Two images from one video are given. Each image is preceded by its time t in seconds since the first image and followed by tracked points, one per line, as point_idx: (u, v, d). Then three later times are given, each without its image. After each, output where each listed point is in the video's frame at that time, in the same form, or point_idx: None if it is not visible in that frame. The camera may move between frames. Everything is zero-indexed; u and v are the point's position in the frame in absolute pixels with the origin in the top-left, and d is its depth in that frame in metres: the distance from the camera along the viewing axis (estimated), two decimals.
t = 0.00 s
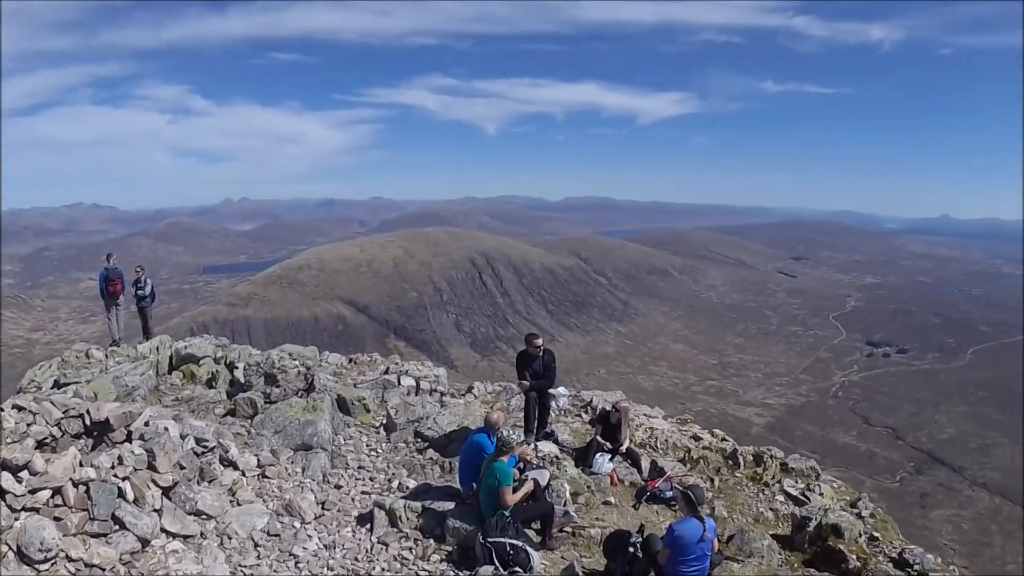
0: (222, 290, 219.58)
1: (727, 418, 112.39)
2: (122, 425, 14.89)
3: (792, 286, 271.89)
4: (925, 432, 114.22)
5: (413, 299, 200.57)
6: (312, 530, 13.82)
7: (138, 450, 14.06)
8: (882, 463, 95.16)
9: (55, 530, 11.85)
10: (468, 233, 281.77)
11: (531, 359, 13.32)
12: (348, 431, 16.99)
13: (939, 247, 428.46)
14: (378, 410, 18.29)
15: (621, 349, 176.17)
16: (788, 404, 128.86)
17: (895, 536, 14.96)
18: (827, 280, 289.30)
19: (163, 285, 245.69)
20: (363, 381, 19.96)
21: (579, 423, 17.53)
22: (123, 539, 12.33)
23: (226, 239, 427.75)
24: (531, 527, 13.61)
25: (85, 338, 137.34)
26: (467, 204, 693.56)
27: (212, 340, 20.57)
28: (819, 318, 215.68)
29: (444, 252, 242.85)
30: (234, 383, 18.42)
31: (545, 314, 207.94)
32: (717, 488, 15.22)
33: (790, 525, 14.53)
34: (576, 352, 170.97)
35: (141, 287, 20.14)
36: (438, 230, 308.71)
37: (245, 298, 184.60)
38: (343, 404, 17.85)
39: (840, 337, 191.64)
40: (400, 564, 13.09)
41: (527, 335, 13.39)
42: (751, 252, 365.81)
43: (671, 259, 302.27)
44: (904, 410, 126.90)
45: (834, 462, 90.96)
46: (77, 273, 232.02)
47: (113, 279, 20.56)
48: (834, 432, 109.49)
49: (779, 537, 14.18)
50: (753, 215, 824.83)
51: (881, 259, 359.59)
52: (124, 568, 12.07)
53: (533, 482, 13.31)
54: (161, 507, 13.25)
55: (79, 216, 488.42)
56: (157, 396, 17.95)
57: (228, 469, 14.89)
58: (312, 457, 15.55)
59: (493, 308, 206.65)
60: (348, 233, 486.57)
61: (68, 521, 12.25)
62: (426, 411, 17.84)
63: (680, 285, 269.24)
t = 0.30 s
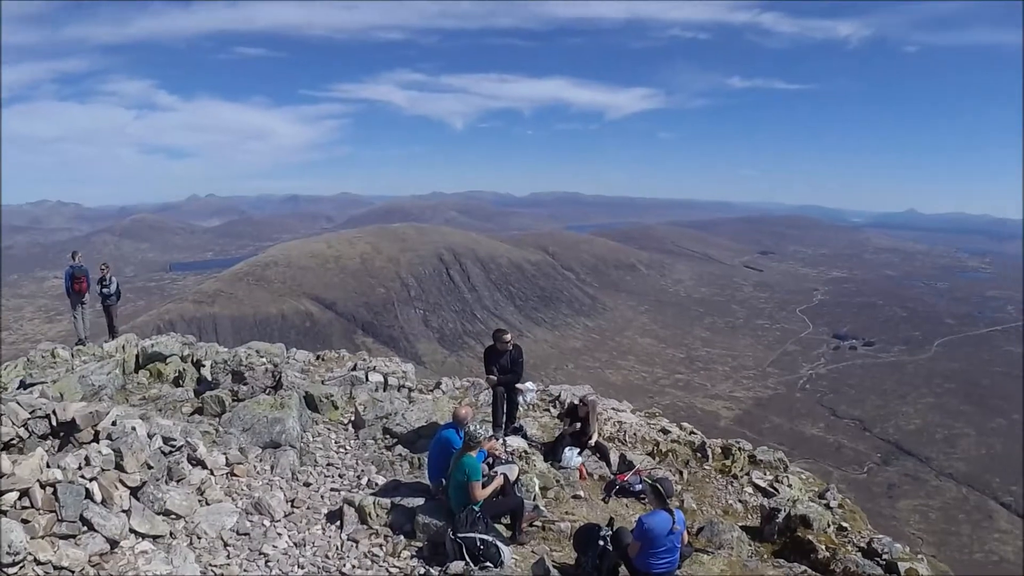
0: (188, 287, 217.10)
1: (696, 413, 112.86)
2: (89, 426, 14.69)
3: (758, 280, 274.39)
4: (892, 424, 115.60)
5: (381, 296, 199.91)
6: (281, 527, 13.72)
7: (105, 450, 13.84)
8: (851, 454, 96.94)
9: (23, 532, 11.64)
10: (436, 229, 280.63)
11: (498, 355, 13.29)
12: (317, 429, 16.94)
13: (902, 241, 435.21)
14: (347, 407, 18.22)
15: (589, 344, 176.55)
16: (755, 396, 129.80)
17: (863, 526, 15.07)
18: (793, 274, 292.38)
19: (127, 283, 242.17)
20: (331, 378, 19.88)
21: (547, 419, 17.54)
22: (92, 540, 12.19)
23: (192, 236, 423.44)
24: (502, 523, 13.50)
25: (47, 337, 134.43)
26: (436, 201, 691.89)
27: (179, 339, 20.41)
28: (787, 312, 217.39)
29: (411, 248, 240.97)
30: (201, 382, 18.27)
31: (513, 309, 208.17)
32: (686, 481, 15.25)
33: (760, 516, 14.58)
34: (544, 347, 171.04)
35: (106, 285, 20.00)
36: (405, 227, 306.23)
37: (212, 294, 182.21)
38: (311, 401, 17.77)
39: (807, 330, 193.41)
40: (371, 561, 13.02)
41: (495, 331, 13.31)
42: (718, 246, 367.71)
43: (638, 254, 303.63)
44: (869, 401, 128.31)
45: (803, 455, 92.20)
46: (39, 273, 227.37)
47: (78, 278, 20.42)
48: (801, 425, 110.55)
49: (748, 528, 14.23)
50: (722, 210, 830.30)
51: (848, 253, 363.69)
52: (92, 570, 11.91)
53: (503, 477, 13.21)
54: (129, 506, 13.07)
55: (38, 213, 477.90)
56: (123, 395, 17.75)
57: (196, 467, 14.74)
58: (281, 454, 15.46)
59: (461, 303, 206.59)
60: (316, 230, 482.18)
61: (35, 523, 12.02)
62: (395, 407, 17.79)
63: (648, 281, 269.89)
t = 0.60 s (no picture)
0: (154, 284, 214.43)
1: (664, 406, 113.51)
2: (55, 425, 14.43)
3: (724, 273, 276.96)
4: (859, 414, 116.95)
5: (348, 292, 198.79)
6: (250, 525, 13.59)
7: (70, 450, 13.59)
8: (819, 444, 98.05)
9: None
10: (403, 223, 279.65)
11: (466, 349, 13.26)
12: (284, 425, 16.83)
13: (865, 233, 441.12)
14: (314, 403, 18.13)
15: (556, 337, 177.11)
16: (722, 387, 130.88)
17: (831, 516, 15.22)
18: (759, 267, 295.39)
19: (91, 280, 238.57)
20: (298, 373, 19.73)
21: (515, 412, 17.53)
22: (61, 542, 11.95)
23: (156, 233, 418.22)
24: (471, 516, 13.44)
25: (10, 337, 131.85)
26: (406, 195, 690.36)
27: (145, 336, 20.21)
28: (753, 304, 219.55)
29: (378, 243, 239.33)
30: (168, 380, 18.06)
31: (479, 304, 208.51)
32: (654, 472, 15.29)
33: (728, 507, 14.68)
34: (511, 341, 171.33)
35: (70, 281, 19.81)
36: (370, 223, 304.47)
37: (177, 292, 180.00)
38: (278, 398, 17.61)
39: (773, 322, 195.43)
40: (341, 557, 12.95)
41: (464, 325, 13.20)
42: (684, 240, 369.53)
43: (605, 248, 304.98)
44: (835, 391, 129.93)
45: (771, 446, 93.24)
46: None
47: (42, 276, 20.16)
48: (768, 416, 111.68)
49: (716, 519, 14.30)
50: (692, 204, 837.87)
51: (813, 245, 367.46)
52: (60, 572, 11.67)
53: (471, 471, 13.10)
54: (97, 507, 12.86)
55: None
56: (90, 394, 17.50)
57: (163, 467, 14.57)
58: (248, 451, 15.35)
59: (427, 297, 206.71)
60: (281, 225, 478.70)
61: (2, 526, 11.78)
62: (362, 403, 17.70)
63: (615, 274, 270.60)
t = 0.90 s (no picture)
0: (117, 281, 210.33)
1: (631, 396, 113.41)
2: (19, 425, 14.08)
3: (689, 265, 278.15)
4: (825, 403, 118.03)
5: (313, 287, 196.59)
6: (220, 523, 13.44)
7: (37, 450, 13.41)
8: (785, 433, 98.72)
9: None
10: (368, 217, 276.98)
11: (433, 343, 13.15)
12: (251, 422, 16.72)
13: (827, 225, 445.27)
14: (281, 399, 18.01)
15: (523, 330, 176.51)
16: (689, 378, 131.21)
17: (798, 504, 15.39)
18: (724, 258, 296.93)
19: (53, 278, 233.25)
20: (264, 370, 19.58)
21: (483, 405, 17.52)
22: (27, 544, 11.62)
23: (120, 229, 410.73)
24: (441, 510, 13.36)
25: None
26: (374, 189, 685.02)
27: (110, 334, 20.05)
28: (718, 294, 220.75)
29: (342, 238, 236.85)
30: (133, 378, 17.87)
31: (446, 297, 207.41)
32: (622, 463, 15.37)
33: (697, 496, 14.81)
34: (478, 334, 170.49)
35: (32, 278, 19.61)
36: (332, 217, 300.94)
37: (141, 288, 175.67)
38: (245, 394, 17.48)
39: (739, 313, 196.44)
40: (311, 552, 12.90)
41: (433, 319, 13.07)
42: (650, 233, 369.79)
43: (571, 240, 304.79)
44: (802, 381, 131.02)
45: (739, 435, 93.39)
46: None
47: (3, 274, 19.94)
48: (735, 406, 112.35)
49: (685, 508, 14.37)
50: (661, 196, 841.59)
51: (778, 237, 370.10)
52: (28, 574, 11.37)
53: (440, 465, 12.99)
54: (64, 508, 12.59)
55: None
56: (54, 392, 17.25)
57: (131, 465, 14.36)
58: (216, 448, 15.24)
59: (393, 291, 205.14)
60: (244, 220, 472.00)
61: None
62: (329, 398, 17.63)
63: (582, 267, 270.47)
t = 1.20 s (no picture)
0: (90, 280, 207.07)
1: (605, 389, 113.44)
2: None
3: (661, 258, 278.68)
4: (799, 395, 118.29)
5: (285, 283, 193.33)
6: (196, 522, 13.35)
7: (10, 451, 13.21)
8: (760, 425, 97.65)
9: None
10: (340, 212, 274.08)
11: (407, 338, 13.07)
12: (226, 419, 16.62)
13: (798, 218, 448.29)
14: (255, 396, 17.93)
15: (497, 325, 175.40)
16: (663, 370, 131.07)
17: (772, 494, 15.47)
18: (697, 251, 297.85)
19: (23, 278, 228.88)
20: (237, 366, 19.46)
21: (457, 399, 17.47)
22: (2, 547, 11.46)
23: (91, 227, 403.48)
24: (417, 505, 13.30)
25: None
26: (348, 184, 679.29)
27: (81, 332, 19.82)
28: (691, 287, 220.93)
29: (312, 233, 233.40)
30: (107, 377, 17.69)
31: (419, 292, 205.66)
32: (597, 456, 15.43)
33: (672, 488, 14.88)
34: (452, 329, 169.26)
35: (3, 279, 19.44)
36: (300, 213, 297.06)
37: (112, 286, 170.20)
38: (219, 391, 17.36)
39: (713, 305, 196.52)
40: (287, 549, 12.82)
41: (406, 314, 12.99)
42: (623, 226, 369.12)
43: (544, 235, 303.60)
44: (775, 371, 131.14)
45: (713, 428, 92.88)
46: None
47: None
48: (710, 398, 112.29)
49: (661, 500, 14.44)
50: (635, 190, 843.95)
51: (751, 230, 371.85)
52: None
53: (416, 460, 12.93)
54: (38, 510, 12.38)
55: None
56: (27, 393, 17.02)
57: (106, 465, 14.21)
58: (191, 447, 15.13)
59: (367, 287, 202.59)
60: (215, 217, 464.88)
61: None
62: (304, 394, 17.56)
63: (555, 261, 269.66)
